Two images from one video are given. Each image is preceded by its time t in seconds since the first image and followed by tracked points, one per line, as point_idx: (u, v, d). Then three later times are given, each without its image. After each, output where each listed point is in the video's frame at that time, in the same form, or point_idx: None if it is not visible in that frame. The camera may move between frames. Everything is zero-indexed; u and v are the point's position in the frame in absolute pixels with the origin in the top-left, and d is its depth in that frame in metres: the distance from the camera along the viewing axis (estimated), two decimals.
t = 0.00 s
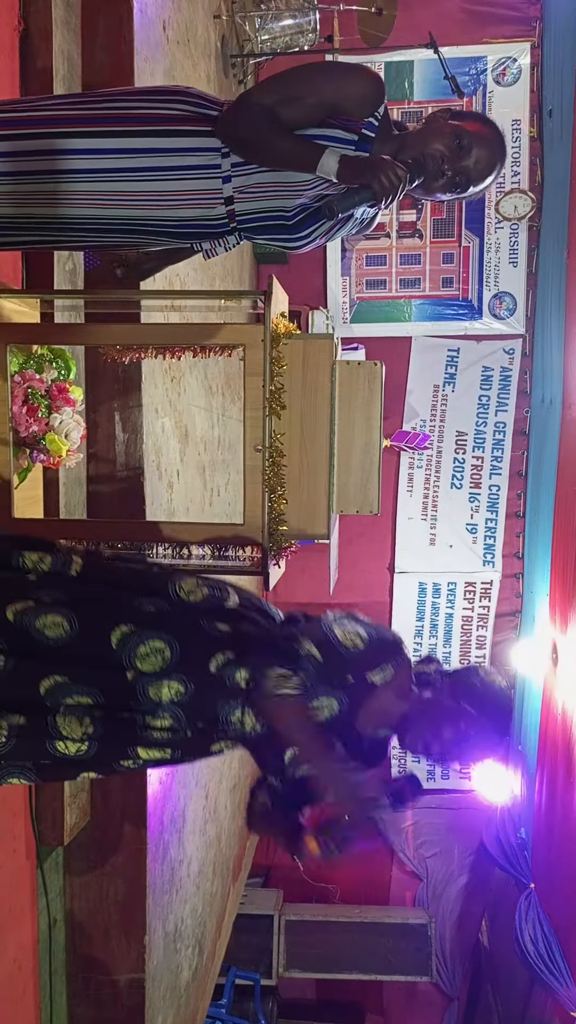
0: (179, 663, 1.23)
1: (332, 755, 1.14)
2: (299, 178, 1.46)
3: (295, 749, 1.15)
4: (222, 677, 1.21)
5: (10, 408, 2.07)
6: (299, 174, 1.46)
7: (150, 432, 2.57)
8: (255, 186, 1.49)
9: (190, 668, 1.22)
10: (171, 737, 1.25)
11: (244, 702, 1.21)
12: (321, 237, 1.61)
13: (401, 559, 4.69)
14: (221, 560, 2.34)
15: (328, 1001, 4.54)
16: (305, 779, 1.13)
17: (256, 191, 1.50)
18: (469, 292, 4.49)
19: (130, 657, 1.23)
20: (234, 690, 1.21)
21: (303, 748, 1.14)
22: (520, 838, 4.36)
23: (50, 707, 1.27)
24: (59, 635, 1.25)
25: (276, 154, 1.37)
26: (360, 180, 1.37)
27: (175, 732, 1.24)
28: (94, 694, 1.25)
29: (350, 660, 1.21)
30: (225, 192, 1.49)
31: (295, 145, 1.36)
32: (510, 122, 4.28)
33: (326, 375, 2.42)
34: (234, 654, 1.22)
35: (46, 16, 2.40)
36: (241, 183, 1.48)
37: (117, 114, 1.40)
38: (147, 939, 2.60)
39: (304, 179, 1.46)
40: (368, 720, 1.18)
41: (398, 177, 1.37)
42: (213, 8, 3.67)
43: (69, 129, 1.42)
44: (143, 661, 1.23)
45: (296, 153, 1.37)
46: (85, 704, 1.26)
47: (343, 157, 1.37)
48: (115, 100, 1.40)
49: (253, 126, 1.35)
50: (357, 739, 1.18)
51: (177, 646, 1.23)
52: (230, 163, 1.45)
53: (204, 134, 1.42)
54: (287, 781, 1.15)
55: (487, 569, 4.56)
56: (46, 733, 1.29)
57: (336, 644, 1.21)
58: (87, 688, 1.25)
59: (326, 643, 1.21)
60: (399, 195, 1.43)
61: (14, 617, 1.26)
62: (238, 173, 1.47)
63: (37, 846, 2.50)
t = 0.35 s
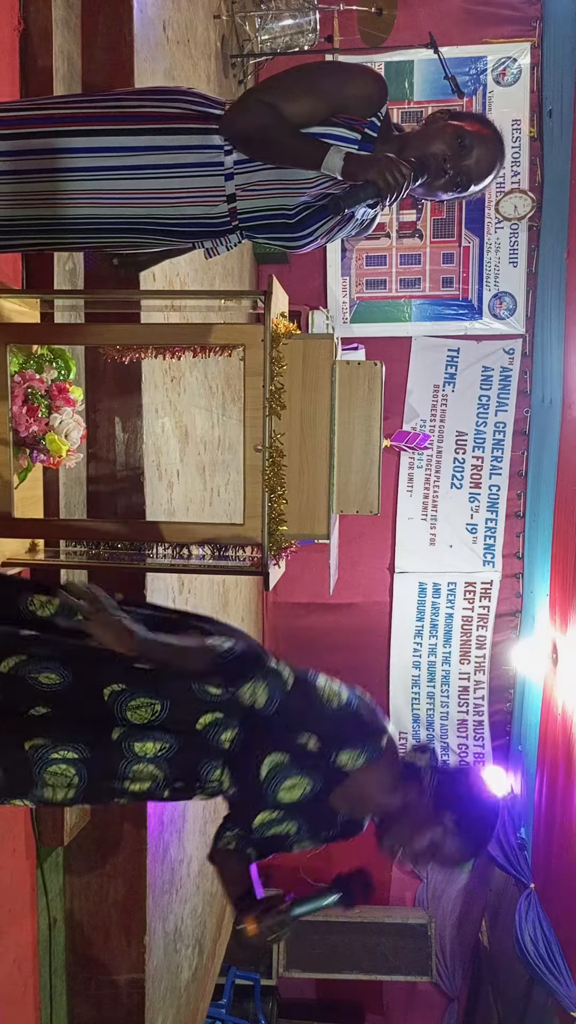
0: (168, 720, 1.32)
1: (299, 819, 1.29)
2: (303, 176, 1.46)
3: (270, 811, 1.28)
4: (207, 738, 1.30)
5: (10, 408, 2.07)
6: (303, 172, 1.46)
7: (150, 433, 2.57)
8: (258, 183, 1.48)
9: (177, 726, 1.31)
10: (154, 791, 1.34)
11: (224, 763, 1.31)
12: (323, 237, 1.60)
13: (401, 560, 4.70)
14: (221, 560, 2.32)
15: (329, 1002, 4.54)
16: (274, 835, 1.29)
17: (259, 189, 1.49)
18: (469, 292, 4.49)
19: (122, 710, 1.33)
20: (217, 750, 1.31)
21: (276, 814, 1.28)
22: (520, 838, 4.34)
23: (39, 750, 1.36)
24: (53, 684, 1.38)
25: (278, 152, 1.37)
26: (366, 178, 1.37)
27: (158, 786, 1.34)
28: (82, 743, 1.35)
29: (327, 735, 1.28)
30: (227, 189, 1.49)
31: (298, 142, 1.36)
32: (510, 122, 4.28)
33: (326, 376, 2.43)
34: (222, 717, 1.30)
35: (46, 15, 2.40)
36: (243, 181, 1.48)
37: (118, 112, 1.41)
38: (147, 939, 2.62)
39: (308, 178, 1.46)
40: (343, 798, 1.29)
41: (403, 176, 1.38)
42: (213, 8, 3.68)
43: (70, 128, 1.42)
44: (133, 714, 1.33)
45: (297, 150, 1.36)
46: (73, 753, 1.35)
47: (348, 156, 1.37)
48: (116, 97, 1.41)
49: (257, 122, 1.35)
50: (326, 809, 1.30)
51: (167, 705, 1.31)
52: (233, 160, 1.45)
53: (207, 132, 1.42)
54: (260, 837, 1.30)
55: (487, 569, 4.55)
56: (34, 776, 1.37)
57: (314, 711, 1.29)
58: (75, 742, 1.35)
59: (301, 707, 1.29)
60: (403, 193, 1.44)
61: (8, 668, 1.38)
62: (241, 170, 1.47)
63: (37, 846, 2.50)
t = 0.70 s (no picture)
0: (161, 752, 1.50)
1: (279, 859, 1.52)
2: (305, 176, 1.46)
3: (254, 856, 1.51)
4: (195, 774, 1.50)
5: (10, 408, 2.07)
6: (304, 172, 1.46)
7: (150, 433, 2.57)
8: (258, 182, 1.48)
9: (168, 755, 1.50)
10: (141, 818, 1.52)
11: (211, 797, 1.53)
12: (323, 237, 1.60)
13: (401, 560, 4.70)
14: (221, 560, 2.32)
15: (329, 1002, 4.56)
16: (253, 873, 1.53)
17: (261, 188, 1.49)
18: (469, 292, 4.49)
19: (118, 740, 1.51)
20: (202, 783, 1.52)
21: (256, 854, 1.50)
22: (520, 838, 4.34)
23: (31, 776, 1.49)
24: (57, 714, 1.56)
25: (279, 151, 1.37)
26: (378, 178, 1.36)
27: (144, 814, 1.52)
28: (75, 771, 1.50)
29: (309, 788, 1.46)
30: (228, 187, 1.49)
31: (301, 141, 1.35)
32: (510, 122, 4.28)
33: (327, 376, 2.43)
34: (212, 755, 1.49)
35: (46, 15, 2.40)
36: (245, 180, 1.48)
37: (121, 112, 1.41)
38: (147, 940, 2.63)
39: (310, 177, 1.46)
40: (321, 849, 1.50)
41: (413, 177, 1.37)
42: (213, 8, 3.68)
43: (72, 127, 1.43)
44: (130, 744, 1.51)
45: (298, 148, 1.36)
46: (66, 775, 1.50)
47: (360, 157, 1.36)
48: (118, 97, 1.41)
49: (259, 121, 1.36)
50: (303, 851, 1.52)
51: (161, 740, 1.49)
52: (234, 158, 1.46)
53: (209, 130, 1.43)
54: (239, 872, 1.53)
55: (487, 569, 4.55)
56: (23, 803, 1.50)
57: (298, 762, 1.45)
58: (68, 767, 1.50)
59: (286, 747, 1.45)
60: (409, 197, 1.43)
61: (19, 701, 1.56)
62: (242, 168, 1.47)
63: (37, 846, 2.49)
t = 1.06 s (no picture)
0: (165, 764, 1.50)
1: (283, 869, 1.56)
2: (304, 172, 1.47)
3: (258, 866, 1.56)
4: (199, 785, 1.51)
5: (10, 408, 2.07)
6: (303, 168, 1.46)
7: (150, 434, 2.57)
8: (257, 180, 1.48)
9: (172, 766, 1.50)
10: (143, 826, 1.54)
11: (215, 809, 1.55)
12: (322, 236, 1.59)
13: (401, 560, 4.70)
14: (221, 560, 2.32)
15: (328, 1002, 4.56)
16: (258, 882, 1.59)
17: (260, 187, 1.49)
18: (469, 292, 4.49)
19: (120, 753, 1.49)
20: (205, 795, 1.53)
21: (260, 865, 1.55)
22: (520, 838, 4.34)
23: (31, 786, 1.49)
24: (59, 725, 1.52)
25: (279, 147, 1.37)
26: (376, 170, 1.34)
27: (146, 824, 1.53)
28: (77, 782, 1.50)
29: (314, 801, 1.47)
30: (227, 185, 1.49)
31: (302, 137, 1.35)
32: (510, 122, 4.28)
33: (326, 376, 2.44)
34: (215, 767, 1.51)
35: (46, 15, 2.40)
36: (243, 177, 1.48)
37: (121, 110, 1.42)
38: (147, 940, 2.62)
39: (310, 173, 1.46)
40: (324, 862, 1.55)
41: (412, 169, 1.35)
42: (213, 8, 3.68)
43: (73, 124, 1.43)
44: (133, 757, 1.49)
45: (298, 145, 1.36)
46: (67, 787, 1.50)
47: (357, 149, 1.35)
48: (118, 94, 1.42)
49: (260, 118, 1.36)
50: (307, 862, 1.56)
51: (164, 753, 1.49)
52: (233, 156, 1.46)
53: (207, 127, 1.44)
54: (244, 881, 1.60)
55: (487, 569, 4.55)
56: (22, 811, 1.51)
57: (304, 774, 1.46)
58: (69, 778, 1.50)
59: (292, 760, 1.46)
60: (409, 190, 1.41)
61: (20, 709, 1.52)
62: (241, 166, 1.47)
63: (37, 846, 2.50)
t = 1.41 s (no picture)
0: (169, 766, 1.50)
1: (291, 864, 1.56)
2: (302, 169, 1.46)
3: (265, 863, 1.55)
4: (205, 785, 1.51)
5: (11, 408, 2.07)
6: (300, 164, 1.46)
7: (150, 434, 2.57)
8: (255, 179, 1.48)
9: (176, 766, 1.50)
10: (150, 826, 1.55)
11: (222, 809, 1.54)
12: (323, 233, 1.58)
13: (401, 560, 4.70)
14: (221, 560, 2.32)
15: (329, 1002, 4.56)
16: (266, 880, 1.58)
17: (259, 186, 1.49)
18: (469, 292, 4.49)
19: (124, 756, 1.49)
20: (211, 794, 1.52)
21: (269, 862, 1.55)
22: (520, 838, 4.34)
23: (36, 790, 1.53)
24: (60, 731, 1.53)
25: (279, 144, 1.37)
26: (374, 159, 1.34)
27: (153, 824, 1.55)
28: (82, 785, 1.52)
29: (321, 793, 1.48)
30: (226, 185, 1.49)
31: (301, 135, 1.36)
32: (510, 121, 4.28)
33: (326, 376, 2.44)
34: (220, 766, 1.50)
35: (46, 15, 2.40)
36: (242, 175, 1.48)
37: (121, 110, 1.43)
38: (147, 940, 2.61)
39: (308, 170, 1.46)
40: (333, 854, 1.54)
41: (410, 156, 1.36)
42: (213, 8, 3.68)
43: (73, 123, 1.44)
44: (137, 760, 1.50)
45: (298, 142, 1.36)
46: (72, 791, 1.52)
47: (353, 140, 1.35)
48: (118, 93, 1.43)
49: (259, 116, 1.36)
50: (316, 858, 1.55)
51: (168, 754, 1.49)
52: (232, 154, 1.46)
53: (206, 126, 1.44)
54: (252, 880, 1.58)
55: (487, 569, 4.55)
56: (28, 812, 1.54)
57: (310, 767, 1.47)
58: (75, 781, 1.52)
59: (299, 753, 1.47)
60: (407, 180, 1.41)
61: (21, 713, 1.53)
62: (240, 165, 1.47)
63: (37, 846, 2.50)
